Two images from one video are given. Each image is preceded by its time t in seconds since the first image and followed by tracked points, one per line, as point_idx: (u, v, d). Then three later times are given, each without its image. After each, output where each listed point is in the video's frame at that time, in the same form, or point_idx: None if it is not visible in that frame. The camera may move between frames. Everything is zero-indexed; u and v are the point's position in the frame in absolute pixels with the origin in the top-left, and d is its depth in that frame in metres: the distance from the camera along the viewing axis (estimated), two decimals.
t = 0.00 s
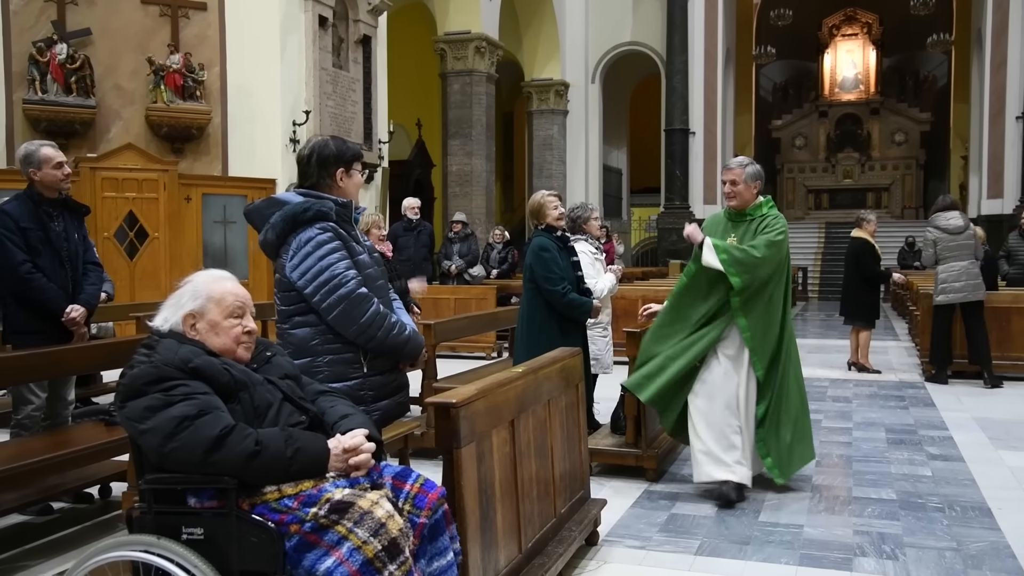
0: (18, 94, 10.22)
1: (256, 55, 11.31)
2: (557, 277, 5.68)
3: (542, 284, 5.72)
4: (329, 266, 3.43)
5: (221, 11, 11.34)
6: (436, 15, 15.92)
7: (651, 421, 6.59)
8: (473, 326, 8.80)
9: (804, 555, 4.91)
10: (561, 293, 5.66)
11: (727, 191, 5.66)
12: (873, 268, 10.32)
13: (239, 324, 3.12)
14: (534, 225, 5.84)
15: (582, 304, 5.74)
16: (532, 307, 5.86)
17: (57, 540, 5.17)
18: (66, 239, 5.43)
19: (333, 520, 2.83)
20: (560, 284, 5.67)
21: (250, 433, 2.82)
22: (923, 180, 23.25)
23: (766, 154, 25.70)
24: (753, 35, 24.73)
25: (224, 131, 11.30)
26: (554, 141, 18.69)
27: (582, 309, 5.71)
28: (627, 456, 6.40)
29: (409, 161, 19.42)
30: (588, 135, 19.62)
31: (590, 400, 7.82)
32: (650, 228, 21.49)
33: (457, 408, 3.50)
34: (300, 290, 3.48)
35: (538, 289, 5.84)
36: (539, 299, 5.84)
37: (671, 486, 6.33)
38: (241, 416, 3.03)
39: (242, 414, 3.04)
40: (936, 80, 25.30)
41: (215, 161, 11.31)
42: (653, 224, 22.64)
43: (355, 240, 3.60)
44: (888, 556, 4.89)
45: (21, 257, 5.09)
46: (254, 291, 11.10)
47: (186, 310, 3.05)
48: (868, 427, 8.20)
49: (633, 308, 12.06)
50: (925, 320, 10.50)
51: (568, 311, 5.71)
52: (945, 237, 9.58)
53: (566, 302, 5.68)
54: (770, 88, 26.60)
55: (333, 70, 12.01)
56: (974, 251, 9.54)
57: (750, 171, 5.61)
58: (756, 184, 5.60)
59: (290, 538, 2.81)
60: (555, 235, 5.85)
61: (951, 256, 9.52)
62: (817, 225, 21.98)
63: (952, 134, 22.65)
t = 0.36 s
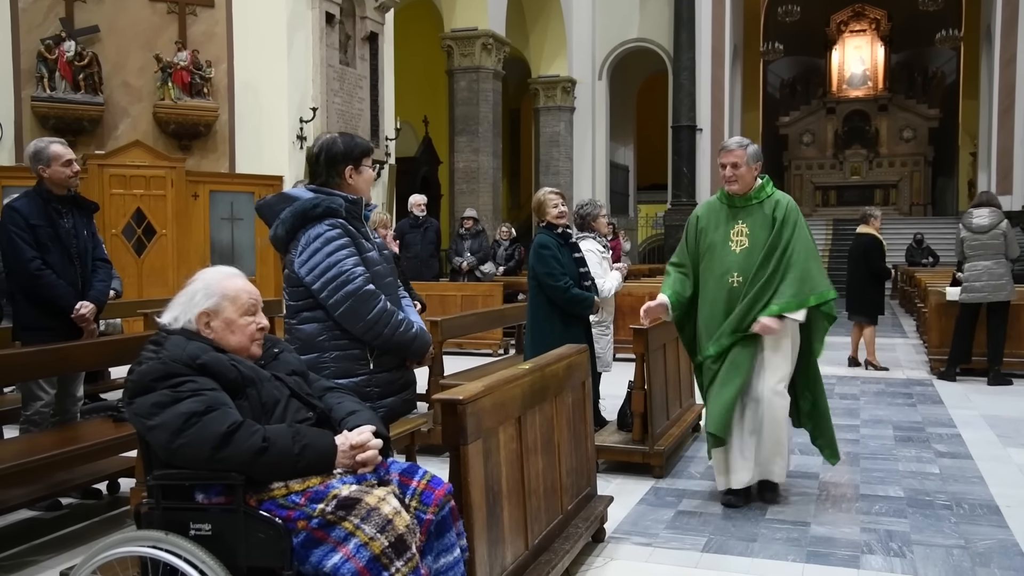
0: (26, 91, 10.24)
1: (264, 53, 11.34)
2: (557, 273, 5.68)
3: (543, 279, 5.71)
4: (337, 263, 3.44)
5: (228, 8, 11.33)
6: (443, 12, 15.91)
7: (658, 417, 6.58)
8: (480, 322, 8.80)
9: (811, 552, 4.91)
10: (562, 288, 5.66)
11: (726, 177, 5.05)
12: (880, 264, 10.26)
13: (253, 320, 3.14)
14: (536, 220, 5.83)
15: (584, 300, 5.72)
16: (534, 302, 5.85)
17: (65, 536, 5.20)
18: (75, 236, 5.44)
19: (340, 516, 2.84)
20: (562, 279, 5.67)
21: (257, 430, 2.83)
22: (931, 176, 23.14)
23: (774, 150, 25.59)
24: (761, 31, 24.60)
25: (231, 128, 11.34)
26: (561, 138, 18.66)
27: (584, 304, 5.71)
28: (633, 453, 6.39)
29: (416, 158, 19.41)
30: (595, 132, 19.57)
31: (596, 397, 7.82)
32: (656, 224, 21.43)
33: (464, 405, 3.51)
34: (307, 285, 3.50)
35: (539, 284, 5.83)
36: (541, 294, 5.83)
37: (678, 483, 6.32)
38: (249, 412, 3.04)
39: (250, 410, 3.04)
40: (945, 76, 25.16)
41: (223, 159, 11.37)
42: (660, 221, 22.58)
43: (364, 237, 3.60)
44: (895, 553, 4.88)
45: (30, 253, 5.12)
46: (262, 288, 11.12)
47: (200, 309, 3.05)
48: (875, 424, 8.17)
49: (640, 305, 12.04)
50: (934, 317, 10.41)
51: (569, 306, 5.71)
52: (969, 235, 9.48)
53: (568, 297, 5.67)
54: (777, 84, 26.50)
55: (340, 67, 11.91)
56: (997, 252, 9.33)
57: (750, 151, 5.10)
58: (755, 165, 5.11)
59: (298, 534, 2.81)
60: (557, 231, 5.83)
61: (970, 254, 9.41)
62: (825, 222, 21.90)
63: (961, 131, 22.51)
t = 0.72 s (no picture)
0: (27, 84, 10.24)
1: (267, 46, 11.32)
2: (552, 266, 5.68)
3: (539, 273, 5.71)
4: (353, 256, 3.44)
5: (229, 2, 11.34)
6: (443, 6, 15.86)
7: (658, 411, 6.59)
8: (481, 316, 8.80)
9: (811, 544, 4.92)
10: (556, 282, 5.66)
11: (733, 176, 4.61)
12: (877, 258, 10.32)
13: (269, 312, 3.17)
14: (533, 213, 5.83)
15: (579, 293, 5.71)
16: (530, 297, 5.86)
17: (67, 528, 5.21)
18: (75, 229, 5.43)
19: (341, 509, 2.84)
20: (556, 272, 5.68)
21: (259, 423, 2.83)
22: (933, 170, 23.08)
23: (775, 144, 25.53)
24: (763, 24, 24.53)
25: (234, 122, 11.36)
26: (562, 132, 18.64)
27: (581, 296, 5.69)
28: (634, 446, 6.40)
29: (416, 151, 19.37)
30: (596, 125, 19.51)
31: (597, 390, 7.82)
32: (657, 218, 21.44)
33: (465, 398, 3.51)
34: (321, 277, 3.49)
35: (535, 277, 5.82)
36: (537, 288, 5.82)
37: (679, 476, 6.33)
38: (251, 405, 3.03)
39: (252, 403, 3.03)
40: (947, 70, 25.08)
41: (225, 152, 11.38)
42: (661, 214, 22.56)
43: (379, 232, 3.61)
44: (896, 546, 4.89)
45: (30, 246, 5.11)
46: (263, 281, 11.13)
47: (222, 304, 3.03)
48: (876, 417, 8.19)
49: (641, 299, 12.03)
50: (935, 311, 10.28)
51: (564, 299, 5.70)
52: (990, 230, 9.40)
53: (564, 291, 5.66)
54: (779, 77, 26.42)
55: (341, 60, 11.62)
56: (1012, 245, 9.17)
57: (761, 150, 4.59)
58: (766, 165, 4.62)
59: (299, 527, 2.82)
60: (553, 224, 5.83)
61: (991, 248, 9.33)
62: (827, 215, 21.88)
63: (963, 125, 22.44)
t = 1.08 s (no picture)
0: (25, 73, 10.21)
1: (265, 34, 11.08)
2: (552, 257, 5.67)
3: (539, 265, 5.70)
4: (400, 230, 3.42)
5: None
6: None
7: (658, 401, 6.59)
8: (482, 306, 8.80)
9: (810, 534, 4.93)
10: (557, 274, 5.66)
11: (742, 149, 4.40)
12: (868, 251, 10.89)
13: (267, 296, 3.16)
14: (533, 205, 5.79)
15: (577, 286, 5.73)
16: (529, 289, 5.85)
17: (68, 517, 5.23)
18: (73, 219, 5.42)
19: (339, 499, 2.84)
20: (557, 263, 5.67)
21: (259, 412, 2.83)
22: (934, 160, 23.02)
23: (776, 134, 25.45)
24: (763, 14, 24.42)
25: (234, 112, 11.26)
26: (562, 121, 18.60)
27: (580, 289, 5.71)
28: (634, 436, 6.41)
29: (416, 141, 19.33)
30: (596, 116, 19.45)
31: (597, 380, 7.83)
32: (657, 209, 21.44)
33: (465, 388, 3.51)
34: (367, 254, 3.40)
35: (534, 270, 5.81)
36: (536, 280, 5.82)
37: (679, 466, 6.35)
38: (252, 395, 3.03)
39: (252, 392, 3.02)
40: (949, 60, 24.97)
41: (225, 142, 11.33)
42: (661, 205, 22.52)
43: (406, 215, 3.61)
44: (894, 536, 4.90)
45: (29, 236, 5.10)
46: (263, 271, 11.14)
47: (220, 292, 3.03)
48: (875, 408, 8.20)
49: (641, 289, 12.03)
50: (935, 302, 10.29)
51: (564, 292, 5.71)
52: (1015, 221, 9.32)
53: (565, 283, 5.68)
54: (780, 67, 26.33)
55: (341, 50, 11.45)
56: None
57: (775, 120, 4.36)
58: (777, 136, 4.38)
59: (299, 516, 2.82)
60: (551, 215, 5.80)
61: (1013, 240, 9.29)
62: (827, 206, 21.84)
63: (965, 115, 22.36)
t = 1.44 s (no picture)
0: (22, 72, 10.20)
1: (263, 33, 11.10)
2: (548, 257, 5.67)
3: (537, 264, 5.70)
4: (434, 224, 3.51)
5: None
6: None
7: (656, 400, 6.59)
8: (479, 304, 8.80)
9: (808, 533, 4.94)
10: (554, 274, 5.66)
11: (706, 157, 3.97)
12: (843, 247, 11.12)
13: (265, 293, 3.16)
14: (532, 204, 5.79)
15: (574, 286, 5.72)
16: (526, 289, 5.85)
17: (66, 517, 5.22)
18: (69, 217, 5.41)
19: (337, 498, 2.84)
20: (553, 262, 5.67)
21: (252, 403, 2.82)
22: (931, 159, 23.03)
23: (774, 134, 25.46)
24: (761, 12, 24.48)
25: (231, 110, 11.24)
26: (560, 120, 18.60)
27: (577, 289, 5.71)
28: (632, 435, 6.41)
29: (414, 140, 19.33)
30: (594, 114, 19.45)
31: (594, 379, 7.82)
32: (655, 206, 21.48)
33: (462, 387, 3.49)
34: (404, 247, 3.45)
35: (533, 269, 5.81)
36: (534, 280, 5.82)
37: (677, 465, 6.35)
38: (249, 393, 3.01)
39: (250, 390, 3.01)
40: (946, 58, 24.97)
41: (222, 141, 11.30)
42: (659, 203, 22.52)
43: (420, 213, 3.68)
44: (892, 534, 4.90)
45: (26, 234, 5.09)
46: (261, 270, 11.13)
47: (217, 289, 3.02)
48: (873, 406, 8.20)
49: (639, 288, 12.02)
50: (932, 301, 10.30)
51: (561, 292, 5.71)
52: None
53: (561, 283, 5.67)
54: (777, 66, 26.34)
55: (339, 48, 11.50)
56: None
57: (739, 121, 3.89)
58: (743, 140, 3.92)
59: (296, 515, 2.82)
60: (550, 214, 5.80)
61: None
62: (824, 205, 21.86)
63: (962, 114, 22.36)
